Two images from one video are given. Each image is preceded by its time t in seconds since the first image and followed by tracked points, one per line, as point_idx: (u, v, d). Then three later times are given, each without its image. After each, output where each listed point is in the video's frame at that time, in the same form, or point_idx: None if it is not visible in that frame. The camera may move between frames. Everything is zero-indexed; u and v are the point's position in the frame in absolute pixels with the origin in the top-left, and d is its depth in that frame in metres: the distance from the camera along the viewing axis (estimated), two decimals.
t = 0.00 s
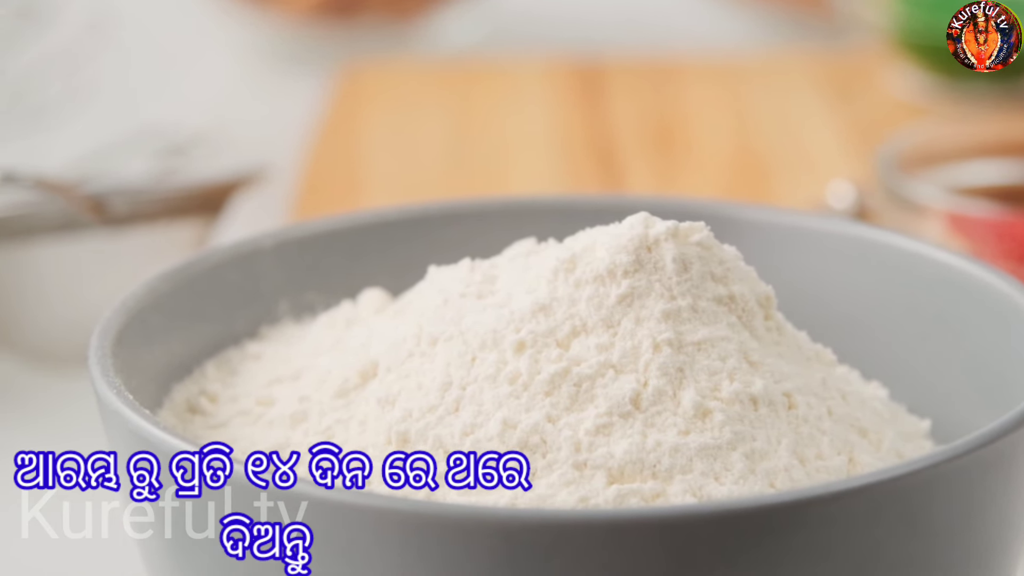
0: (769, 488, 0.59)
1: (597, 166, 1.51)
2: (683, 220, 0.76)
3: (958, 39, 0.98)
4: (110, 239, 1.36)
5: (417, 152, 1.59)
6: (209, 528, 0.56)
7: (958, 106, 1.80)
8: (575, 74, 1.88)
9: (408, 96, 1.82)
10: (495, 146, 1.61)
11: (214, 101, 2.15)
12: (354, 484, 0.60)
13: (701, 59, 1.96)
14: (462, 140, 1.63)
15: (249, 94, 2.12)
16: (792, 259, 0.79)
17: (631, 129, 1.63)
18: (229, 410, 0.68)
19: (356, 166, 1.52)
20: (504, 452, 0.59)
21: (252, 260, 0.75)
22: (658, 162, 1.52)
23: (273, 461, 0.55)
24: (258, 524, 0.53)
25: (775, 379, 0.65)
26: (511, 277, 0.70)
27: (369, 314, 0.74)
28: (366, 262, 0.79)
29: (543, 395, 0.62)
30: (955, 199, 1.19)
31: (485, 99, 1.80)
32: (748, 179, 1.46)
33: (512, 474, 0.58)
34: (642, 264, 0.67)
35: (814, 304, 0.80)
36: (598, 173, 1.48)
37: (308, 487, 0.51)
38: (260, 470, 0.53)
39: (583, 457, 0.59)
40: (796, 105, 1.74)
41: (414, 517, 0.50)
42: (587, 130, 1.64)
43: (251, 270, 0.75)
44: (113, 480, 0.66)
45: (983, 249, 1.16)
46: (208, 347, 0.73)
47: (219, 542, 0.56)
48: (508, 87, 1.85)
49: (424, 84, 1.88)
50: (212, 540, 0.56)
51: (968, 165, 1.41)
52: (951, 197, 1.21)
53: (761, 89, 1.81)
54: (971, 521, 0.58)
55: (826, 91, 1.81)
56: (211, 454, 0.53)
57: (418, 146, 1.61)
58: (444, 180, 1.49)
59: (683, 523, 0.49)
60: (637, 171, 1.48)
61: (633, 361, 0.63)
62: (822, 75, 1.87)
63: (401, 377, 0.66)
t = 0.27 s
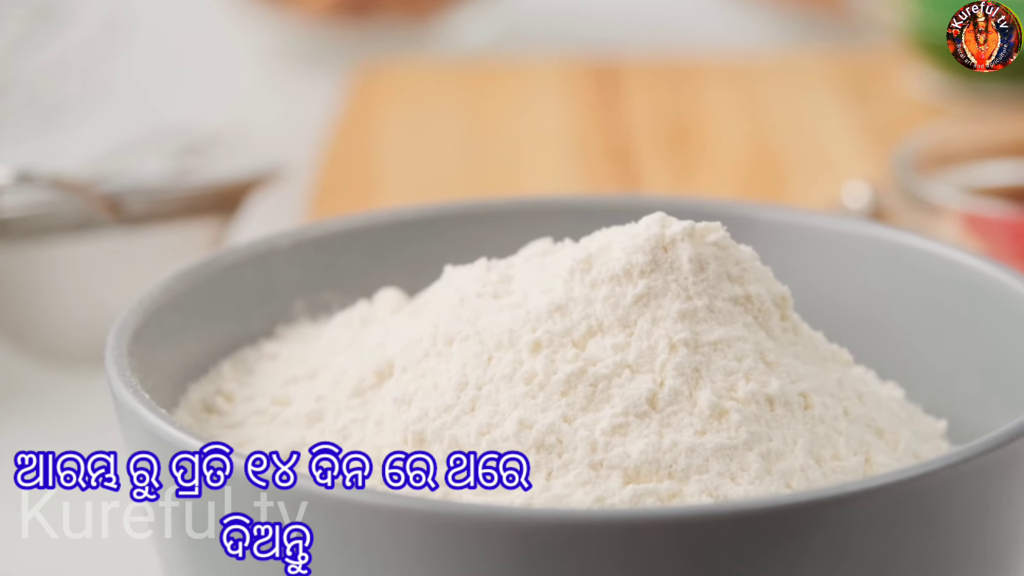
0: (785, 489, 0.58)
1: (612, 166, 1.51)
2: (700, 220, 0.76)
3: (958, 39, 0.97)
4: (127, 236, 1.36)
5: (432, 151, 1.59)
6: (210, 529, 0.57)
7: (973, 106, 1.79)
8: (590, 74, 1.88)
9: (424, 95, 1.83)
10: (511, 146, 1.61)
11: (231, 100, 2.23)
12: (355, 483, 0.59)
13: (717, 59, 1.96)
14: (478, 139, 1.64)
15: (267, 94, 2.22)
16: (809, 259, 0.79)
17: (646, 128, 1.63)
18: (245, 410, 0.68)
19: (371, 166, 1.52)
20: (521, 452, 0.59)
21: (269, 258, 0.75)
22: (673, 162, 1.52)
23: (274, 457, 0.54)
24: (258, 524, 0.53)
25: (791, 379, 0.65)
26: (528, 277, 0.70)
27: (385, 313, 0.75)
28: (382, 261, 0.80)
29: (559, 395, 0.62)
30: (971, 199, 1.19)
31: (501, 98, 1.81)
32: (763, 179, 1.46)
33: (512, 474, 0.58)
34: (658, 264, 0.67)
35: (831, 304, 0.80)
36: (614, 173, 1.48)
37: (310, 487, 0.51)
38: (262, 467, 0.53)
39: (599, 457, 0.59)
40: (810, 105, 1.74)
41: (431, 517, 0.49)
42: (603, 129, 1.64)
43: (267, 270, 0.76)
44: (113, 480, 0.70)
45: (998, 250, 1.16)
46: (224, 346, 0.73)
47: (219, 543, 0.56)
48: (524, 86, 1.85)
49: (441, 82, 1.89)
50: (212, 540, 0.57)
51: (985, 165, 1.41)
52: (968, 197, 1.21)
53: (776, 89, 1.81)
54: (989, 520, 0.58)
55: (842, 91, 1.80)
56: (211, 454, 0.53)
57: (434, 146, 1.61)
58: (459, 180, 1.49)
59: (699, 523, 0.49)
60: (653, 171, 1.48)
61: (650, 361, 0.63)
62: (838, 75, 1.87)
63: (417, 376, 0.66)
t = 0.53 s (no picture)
0: (799, 489, 0.58)
1: (625, 165, 1.51)
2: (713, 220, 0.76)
3: (958, 39, 0.89)
4: (139, 236, 1.39)
5: (445, 151, 1.59)
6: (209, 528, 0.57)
7: (985, 106, 1.79)
8: (603, 74, 1.87)
9: (438, 95, 1.83)
10: (524, 146, 1.61)
11: (244, 101, 2.25)
12: (354, 482, 0.59)
13: (731, 59, 1.97)
14: (491, 138, 1.64)
15: (280, 93, 2.26)
16: (823, 259, 0.79)
17: (659, 128, 1.63)
18: (259, 410, 0.68)
19: (383, 165, 1.52)
20: (534, 451, 0.59)
21: (283, 258, 0.76)
22: (686, 162, 1.51)
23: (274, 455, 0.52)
24: (258, 524, 0.53)
25: (805, 379, 0.65)
26: (541, 277, 0.70)
27: (399, 313, 0.75)
28: (396, 260, 0.80)
29: (573, 395, 0.62)
30: (984, 200, 1.19)
31: (514, 97, 1.81)
32: (776, 178, 1.46)
33: (512, 474, 0.58)
34: (672, 264, 0.67)
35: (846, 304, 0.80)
36: (627, 173, 1.48)
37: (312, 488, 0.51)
38: (263, 466, 0.52)
39: (613, 457, 0.58)
40: (823, 104, 1.74)
41: (445, 517, 0.49)
42: (616, 129, 1.64)
43: (281, 269, 0.76)
44: (113, 480, 0.70)
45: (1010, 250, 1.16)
46: (238, 347, 0.74)
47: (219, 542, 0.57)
48: (537, 85, 1.86)
49: (456, 81, 1.90)
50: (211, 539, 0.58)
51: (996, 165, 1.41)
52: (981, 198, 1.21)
53: (789, 89, 1.81)
54: (1004, 521, 0.57)
55: (854, 91, 1.80)
56: (211, 454, 0.53)
57: (446, 145, 1.61)
58: (472, 179, 1.49)
59: (713, 523, 0.48)
60: (666, 171, 1.48)
61: (663, 361, 0.63)
62: (851, 75, 1.87)
63: (431, 376, 0.66)
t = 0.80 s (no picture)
0: (814, 489, 0.58)
1: (639, 165, 1.51)
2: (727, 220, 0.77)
3: (958, 39, 0.88)
4: (154, 237, 1.42)
5: (459, 151, 1.59)
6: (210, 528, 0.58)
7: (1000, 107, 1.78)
8: (617, 75, 1.88)
9: (452, 96, 1.83)
10: (538, 147, 1.60)
11: (257, 101, 2.28)
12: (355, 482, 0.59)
13: (745, 59, 1.97)
14: (505, 138, 1.64)
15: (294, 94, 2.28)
16: (837, 258, 0.80)
17: (673, 128, 1.64)
18: (274, 409, 0.68)
19: (397, 164, 1.52)
20: (548, 451, 0.59)
21: (297, 258, 0.76)
22: (700, 161, 1.52)
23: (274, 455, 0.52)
24: (257, 524, 0.54)
25: (820, 379, 0.65)
26: (556, 277, 0.70)
27: (413, 313, 0.75)
28: (411, 260, 0.80)
29: (587, 395, 0.61)
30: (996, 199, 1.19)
31: (528, 98, 1.81)
32: (790, 178, 1.46)
33: (512, 474, 0.58)
34: (687, 264, 0.67)
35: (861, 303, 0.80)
36: (641, 173, 1.48)
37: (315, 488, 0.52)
38: (263, 466, 0.52)
39: (628, 457, 0.58)
40: (836, 104, 1.74)
41: (459, 516, 0.49)
42: (631, 129, 1.64)
43: (296, 269, 0.76)
44: (113, 479, 0.69)
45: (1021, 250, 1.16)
46: (253, 346, 0.74)
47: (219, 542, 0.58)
48: (551, 86, 1.86)
49: (470, 82, 1.90)
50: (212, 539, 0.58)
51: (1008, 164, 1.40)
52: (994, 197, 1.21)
53: (803, 89, 1.80)
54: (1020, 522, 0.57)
55: (868, 91, 1.80)
56: (211, 453, 0.53)
57: (460, 145, 1.61)
58: (486, 179, 1.49)
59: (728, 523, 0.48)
60: (679, 171, 1.48)
61: (677, 361, 0.63)
62: (865, 76, 1.87)
63: (446, 376, 0.66)
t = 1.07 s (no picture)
0: (829, 489, 0.58)
1: (654, 165, 1.51)
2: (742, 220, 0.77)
3: (958, 39, 0.88)
4: (167, 236, 1.41)
5: (473, 151, 1.59)
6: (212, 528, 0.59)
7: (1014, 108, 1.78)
8: (632, 74, 1.88)
9: (467, 95, 1.83)
10: (553, 147, 1.60)
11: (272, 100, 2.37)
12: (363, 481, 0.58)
13: (761, 59, 1.97)
14: (519, 138, 1.64)
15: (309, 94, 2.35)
16: (853, 258, 0.80)
17: (689, 128, 1.64)
18: (289, 409, 0.68)
19: (412, 164, 1.52)
20: (563, 451, 0.59)
21: (311, 257, 0.76)
22: (715, 161, 1.51)
23: (274, 456, 0.52)
24: (258, 524, 0.55)
25: (834, 379, 0.65)
26: (571, 277, 0.70)
27: (428, 312, 0.75)
28: (425, 259, 0.80)
29: (602, 395, 0.61)
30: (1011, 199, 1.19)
31: (543, 97, 1.81)
32: (805, 178, 1.46)
33: (513, 474, 0.59)
34: (702, 264, 0.67)
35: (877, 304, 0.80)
36: (656, 173, 1.48)
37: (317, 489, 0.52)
38: (263, 466, 0.53)
39: (643, 457, 0.58)
40: (851, 104, 1.74)
41: (474, 516, 0.48)
42: (647, 129, 1.64)
43: (310, 269, 0.76)
44: (112, 479, 0.69)
45: None
46: (268, 345, 0.74)
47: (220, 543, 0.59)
48: (566, 86, 1.86)
49: (485, 81, 1.91)
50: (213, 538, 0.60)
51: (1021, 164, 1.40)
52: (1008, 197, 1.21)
53: (817, 89, 1.80)
54: None
55: (883, 92, 1.80)
56: (212, 453, 0.54)
57: (475, 145, 1.61)
58: (501, 179, 1.49)
59: (743, 523, 0.48)
60: (694, 171, 1.48)
61: (692, 361, 0.63)
62: (880, 76, 1.87)
63: (461, 375, 0.66)
